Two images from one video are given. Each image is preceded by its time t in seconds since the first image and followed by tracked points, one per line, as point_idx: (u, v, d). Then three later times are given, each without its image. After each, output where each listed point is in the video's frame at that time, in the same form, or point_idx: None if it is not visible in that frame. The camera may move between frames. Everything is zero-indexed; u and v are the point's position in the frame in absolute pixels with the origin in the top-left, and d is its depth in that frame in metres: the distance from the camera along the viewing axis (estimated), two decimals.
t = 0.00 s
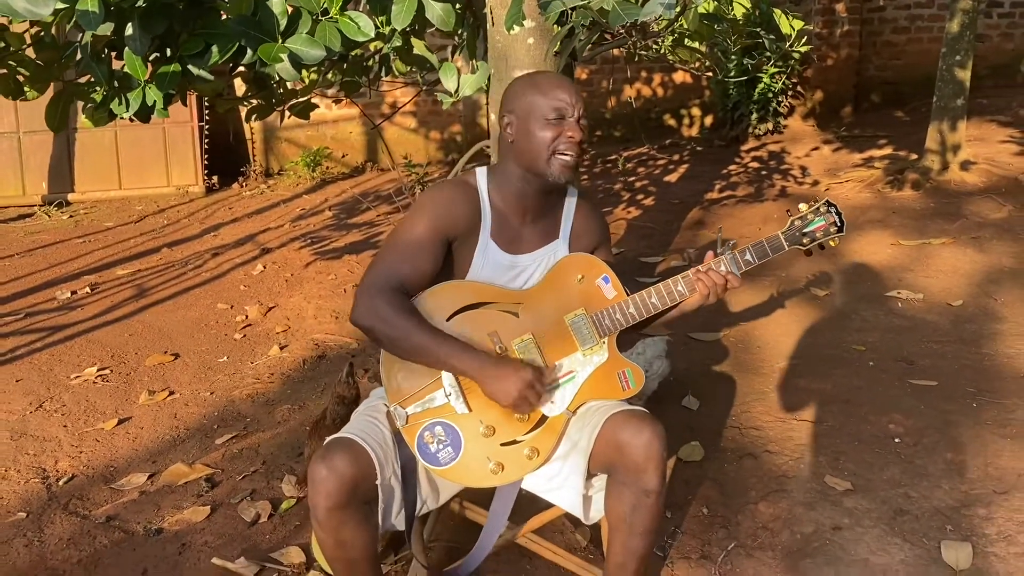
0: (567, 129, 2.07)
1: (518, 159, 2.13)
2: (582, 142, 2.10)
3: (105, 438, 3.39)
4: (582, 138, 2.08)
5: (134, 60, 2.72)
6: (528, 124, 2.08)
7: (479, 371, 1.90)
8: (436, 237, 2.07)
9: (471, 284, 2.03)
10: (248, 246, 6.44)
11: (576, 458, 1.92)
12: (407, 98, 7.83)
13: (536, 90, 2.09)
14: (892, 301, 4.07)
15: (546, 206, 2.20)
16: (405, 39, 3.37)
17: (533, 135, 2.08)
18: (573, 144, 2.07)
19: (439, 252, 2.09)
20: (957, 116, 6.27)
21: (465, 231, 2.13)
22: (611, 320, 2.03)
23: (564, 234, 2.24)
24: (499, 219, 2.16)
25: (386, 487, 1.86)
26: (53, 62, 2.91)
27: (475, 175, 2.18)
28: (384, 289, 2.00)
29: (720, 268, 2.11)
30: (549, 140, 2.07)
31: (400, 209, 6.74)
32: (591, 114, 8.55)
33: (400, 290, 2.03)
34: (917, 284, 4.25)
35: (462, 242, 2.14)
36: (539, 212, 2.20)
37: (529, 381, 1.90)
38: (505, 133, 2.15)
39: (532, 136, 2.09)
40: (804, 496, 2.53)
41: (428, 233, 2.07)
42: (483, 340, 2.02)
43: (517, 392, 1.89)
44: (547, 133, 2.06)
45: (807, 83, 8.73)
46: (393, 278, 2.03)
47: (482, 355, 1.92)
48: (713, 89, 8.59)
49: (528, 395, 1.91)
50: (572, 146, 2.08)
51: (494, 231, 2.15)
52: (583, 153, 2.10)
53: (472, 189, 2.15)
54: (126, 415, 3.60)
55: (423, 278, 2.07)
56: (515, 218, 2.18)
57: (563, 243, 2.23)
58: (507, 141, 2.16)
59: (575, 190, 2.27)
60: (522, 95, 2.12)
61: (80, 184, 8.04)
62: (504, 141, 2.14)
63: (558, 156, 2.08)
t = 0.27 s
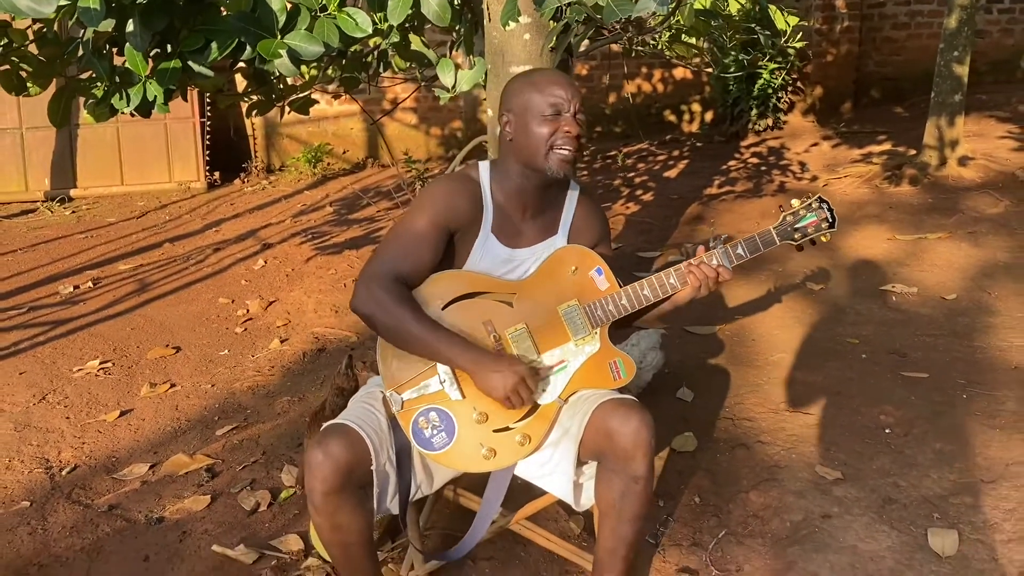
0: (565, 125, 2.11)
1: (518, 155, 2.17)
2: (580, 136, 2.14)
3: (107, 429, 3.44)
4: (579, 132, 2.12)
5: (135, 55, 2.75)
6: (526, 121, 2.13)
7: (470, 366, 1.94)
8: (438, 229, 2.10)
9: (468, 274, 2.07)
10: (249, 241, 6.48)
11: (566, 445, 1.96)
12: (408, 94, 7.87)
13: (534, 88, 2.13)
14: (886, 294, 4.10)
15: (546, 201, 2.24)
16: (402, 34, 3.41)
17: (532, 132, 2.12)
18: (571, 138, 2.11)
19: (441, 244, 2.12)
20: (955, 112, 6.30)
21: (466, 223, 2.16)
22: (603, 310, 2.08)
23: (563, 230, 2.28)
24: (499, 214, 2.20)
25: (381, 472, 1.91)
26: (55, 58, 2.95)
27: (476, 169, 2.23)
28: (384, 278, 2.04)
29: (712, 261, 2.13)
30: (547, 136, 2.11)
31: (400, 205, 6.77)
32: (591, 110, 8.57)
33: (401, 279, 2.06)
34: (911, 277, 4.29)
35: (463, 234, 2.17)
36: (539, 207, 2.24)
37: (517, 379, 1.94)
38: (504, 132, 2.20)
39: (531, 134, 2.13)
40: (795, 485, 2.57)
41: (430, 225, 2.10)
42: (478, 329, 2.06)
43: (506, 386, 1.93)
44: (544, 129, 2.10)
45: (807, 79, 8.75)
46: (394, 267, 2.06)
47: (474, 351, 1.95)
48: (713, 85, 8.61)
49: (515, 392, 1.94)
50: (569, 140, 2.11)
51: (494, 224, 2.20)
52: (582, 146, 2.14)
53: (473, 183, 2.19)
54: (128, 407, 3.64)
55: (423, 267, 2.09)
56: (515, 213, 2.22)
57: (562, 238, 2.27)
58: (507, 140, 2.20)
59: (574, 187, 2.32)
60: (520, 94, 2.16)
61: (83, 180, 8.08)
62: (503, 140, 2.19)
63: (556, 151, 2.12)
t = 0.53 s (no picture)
0: (562, 122, 2.16)
1: (514, 148, 2.22)
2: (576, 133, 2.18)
3: (108, 417, 3.50)
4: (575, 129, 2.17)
5: (134, 48, 2.81)
6: (524, 116, 2.17)
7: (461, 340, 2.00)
8: (430, 216, 2.16)
9: (457, 260, 2.14)
10: (249, 235, 6.54)
11: (551, 426, 2.02)
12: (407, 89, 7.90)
13: (532, 83, 2.17)
14: (878, 285, 4.15)
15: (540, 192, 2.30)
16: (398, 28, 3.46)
17: (529, 127, 2.17)
18: (567, 135, 2.16)
19: (433, 231, 2.18)
20: (950, 106, 6.33)
21: (458, 211, 2.22)
22: (588, 296, 2.13)
23: (553, 220, 2.33)
24: (491, 203, 2.27)
25: (372, 452, 1.97)
26: (57, 52, 3.01)
27: (470, 161, 2.29)
28: (376, 260, 2.10)
29: (694, 249, 2.19)
30: (545, 132, 2.15)
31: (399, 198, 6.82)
32: (590, 105, 8.60)
33: (393, 262, 2.12)
34: (903, 269, 4.33)
35: (455, 223, 2.23)
36: (531, 197, 2.30)
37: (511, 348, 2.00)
38: (501, 123, 2.24)
39: (528, 128, 2.18)
40: (780, 469, 2.62)
41: (423, 212, 2.16)
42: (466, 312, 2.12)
43: (498, 357, 1.99)
44: (542, 126, 2.15)
45: (806, 74, 8.78)
46: (387, 251, 2.12)
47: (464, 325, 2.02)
48: (712, 79, 8.64)
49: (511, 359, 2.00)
50: (565, 137, 2.17)
51: (486, 213, 2.26)
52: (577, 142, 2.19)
53: (467, 173, 2.25)
54: (129, 395, 3.71)
55: (414, 252, 2.15)
56: (507, 203, 2.28)
57: (552, 228, 2.32)
58: (504, 132, 2.24)
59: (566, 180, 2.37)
60: (518, 88, 2.19)
61: (85, 174, 8.14)
62: (501, 132, 2.23)
63: (552, 146, 2.17)
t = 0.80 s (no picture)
0: (556, 117, 2.20)
1: (509, 140, 2.27)
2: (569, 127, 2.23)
3: (110, 405, 3.57)
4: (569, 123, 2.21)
5: (134, 42, 2.82)
6: (519, 110, 2.21)
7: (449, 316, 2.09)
8: (423, 202, 2.24)
9: (447, 244, 2.22)
10: (250, 229, 6.60)
11: (535, 407, 2.09)
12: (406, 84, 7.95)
13: (528, 77, 2.21)
14: (867, 276, 4.21)
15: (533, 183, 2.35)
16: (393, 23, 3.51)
17: (524, 121, 2.21)
18: (561, 130, 2.21)
19: (426, 218, 2.26)
20: (943, 100, 6.38)
21: (451, 199, 2.30)
22: (574, 281, 2.20)
23: (545, 210, 2.39)
24: (484, 193, 2.34)
25: (365, 432, 2.04)
26: (58, 47, 3.08)
27: (467, 152, 2.36)
28: (371, 244, 2.19)
29: (678, 239, 2.25)
30: (539, 126, 2.20)
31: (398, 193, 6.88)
32: (589, 99, 8.65)
33: (386, 246, 2.21)
34: (893, 260, 4.39)
35: (448, 212, 2.31)
36: (525, 188, 2.36)
37: (495, 324, 2.09)
38: (498, 116, 2.28)
39: (523, 122, 2.22)
40: (765, 452, 2.69)
41: (417, 199, 2.24)
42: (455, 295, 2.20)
43: (481, 334, 2.07)
44: (537, 120, 2.19)
45: (803, 68, 8.82)
46: (381, 235, 2.21)
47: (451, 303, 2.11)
48: (710, 74, 8.68)
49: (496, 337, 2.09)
50: (559, 132, 2.21)
51: (479, 202, 2.33)
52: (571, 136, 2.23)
53: (462, 163, 2.33)
54: (130, 384, 3.78)
55: (407, 237, 2.24)
56: (500, 193, 2.35)
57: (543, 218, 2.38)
58: (500, 125, 2.29)
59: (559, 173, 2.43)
60: (515, 82, 2.23)
61: (87, 169, 8.21)
62: (497, 125, 2.28)
63: (546, 140, 2.22)
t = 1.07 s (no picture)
0: (552, 115, 2.26)
1: (505, 135, 2.32)
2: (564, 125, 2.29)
3: (111, 397, 3.63)
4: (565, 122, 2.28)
5: (133, 39, 2.88)
6: (516, 108, 2.26)
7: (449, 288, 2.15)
8: (418, 192, 2.30)
9: (442, 233, 2.28)
10: (249, 224, 6.65)
11: (524, 393, 2.14)
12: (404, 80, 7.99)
13: (524, 76, 2.25)
14: (858, 269, 4.26)
15: (526, 176, 2.41)
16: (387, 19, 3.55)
17: (520, 119, 2.26)
18: (557, 128, 2.27)
19: (420, 208, 2.32)
20: (937, 95, 6.42)
21: (445, 190, 2.36)
22: (564, 271, 2.25)
23: (537, 202, 2.44)
24: (478, 183, 2.39)
25: (359, 417, 2.10)
26: (58, 44, 3.13)
27: (461, 146, 2.41)
28: (367, 231, 2.25)
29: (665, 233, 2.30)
30: (536, 125, 2.26)
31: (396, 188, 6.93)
32: (587, 95, 8.69)
33: (382, 233, 2.26)
34: (884, 253, 4.44)
35: (442, 203, 2.36)
36: (517, 179, 2.41)
37: (497, 287, 2.14)
38: (492, 111, 2.33)
39: (519, 119, 2.27)
40: (751, 440, 2.75)
41: (412, 189, 2.30)
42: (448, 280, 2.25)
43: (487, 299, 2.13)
44: (534, 119, 2.25)
45: (800, 64, 8.85)
46: (377, 223, 2.27)
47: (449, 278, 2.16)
48: (707, 70, 8.72)
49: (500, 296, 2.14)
50: (555, 130, 2.28)
51: (472, 193, 2.38)
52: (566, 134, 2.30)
53: (456, 156, 2.38)
54: (130, 376, 3.84)
55: (401, 225, 2.30)
56: (494, 185, 2.40)
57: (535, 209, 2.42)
58: (495, 120, 2.34)
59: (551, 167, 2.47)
60: (510, 80, 2.27)
61: (87, 165, 8.26)
62: (492, 121, 2.32)
63: (542, 139, 2.28)
